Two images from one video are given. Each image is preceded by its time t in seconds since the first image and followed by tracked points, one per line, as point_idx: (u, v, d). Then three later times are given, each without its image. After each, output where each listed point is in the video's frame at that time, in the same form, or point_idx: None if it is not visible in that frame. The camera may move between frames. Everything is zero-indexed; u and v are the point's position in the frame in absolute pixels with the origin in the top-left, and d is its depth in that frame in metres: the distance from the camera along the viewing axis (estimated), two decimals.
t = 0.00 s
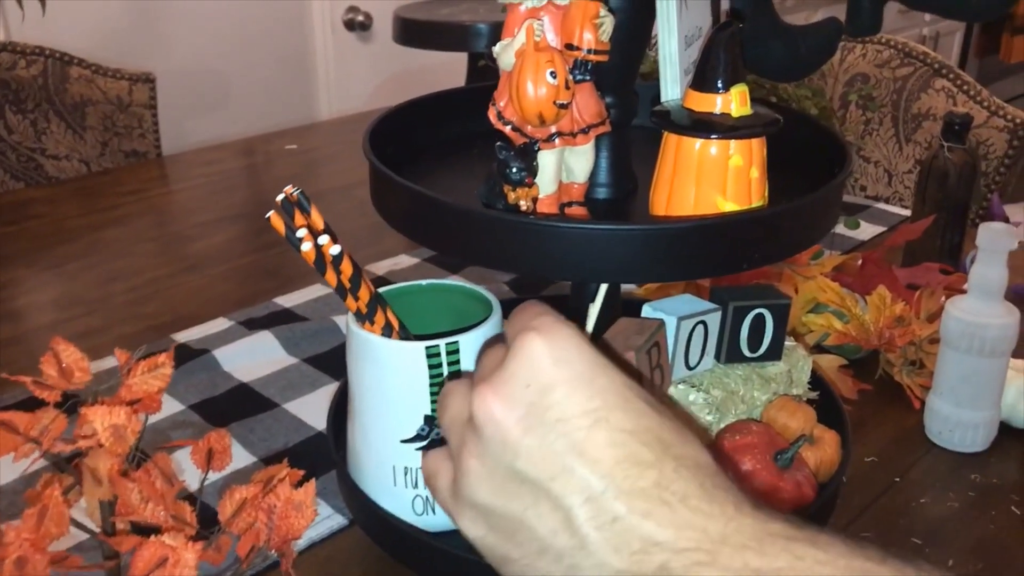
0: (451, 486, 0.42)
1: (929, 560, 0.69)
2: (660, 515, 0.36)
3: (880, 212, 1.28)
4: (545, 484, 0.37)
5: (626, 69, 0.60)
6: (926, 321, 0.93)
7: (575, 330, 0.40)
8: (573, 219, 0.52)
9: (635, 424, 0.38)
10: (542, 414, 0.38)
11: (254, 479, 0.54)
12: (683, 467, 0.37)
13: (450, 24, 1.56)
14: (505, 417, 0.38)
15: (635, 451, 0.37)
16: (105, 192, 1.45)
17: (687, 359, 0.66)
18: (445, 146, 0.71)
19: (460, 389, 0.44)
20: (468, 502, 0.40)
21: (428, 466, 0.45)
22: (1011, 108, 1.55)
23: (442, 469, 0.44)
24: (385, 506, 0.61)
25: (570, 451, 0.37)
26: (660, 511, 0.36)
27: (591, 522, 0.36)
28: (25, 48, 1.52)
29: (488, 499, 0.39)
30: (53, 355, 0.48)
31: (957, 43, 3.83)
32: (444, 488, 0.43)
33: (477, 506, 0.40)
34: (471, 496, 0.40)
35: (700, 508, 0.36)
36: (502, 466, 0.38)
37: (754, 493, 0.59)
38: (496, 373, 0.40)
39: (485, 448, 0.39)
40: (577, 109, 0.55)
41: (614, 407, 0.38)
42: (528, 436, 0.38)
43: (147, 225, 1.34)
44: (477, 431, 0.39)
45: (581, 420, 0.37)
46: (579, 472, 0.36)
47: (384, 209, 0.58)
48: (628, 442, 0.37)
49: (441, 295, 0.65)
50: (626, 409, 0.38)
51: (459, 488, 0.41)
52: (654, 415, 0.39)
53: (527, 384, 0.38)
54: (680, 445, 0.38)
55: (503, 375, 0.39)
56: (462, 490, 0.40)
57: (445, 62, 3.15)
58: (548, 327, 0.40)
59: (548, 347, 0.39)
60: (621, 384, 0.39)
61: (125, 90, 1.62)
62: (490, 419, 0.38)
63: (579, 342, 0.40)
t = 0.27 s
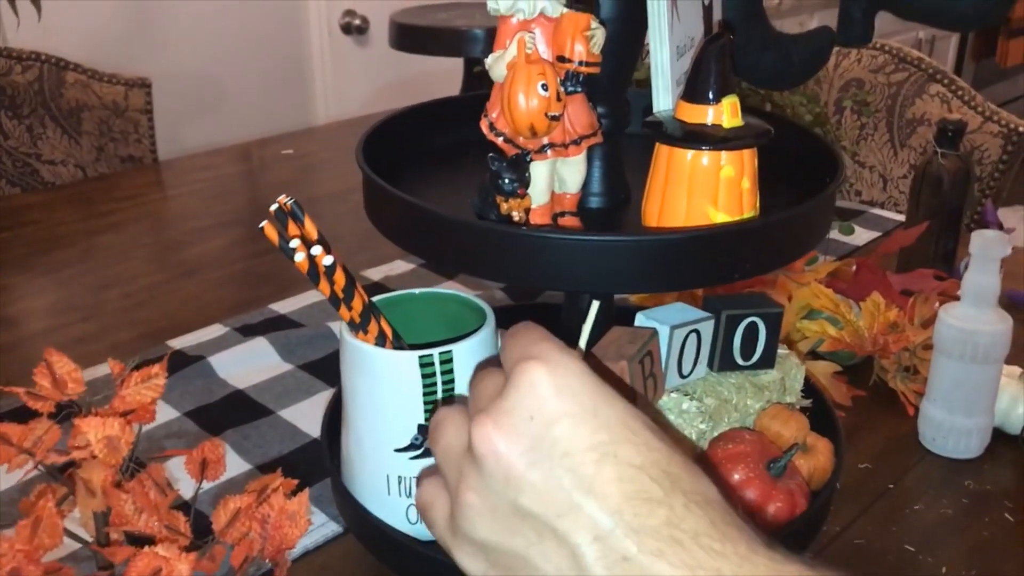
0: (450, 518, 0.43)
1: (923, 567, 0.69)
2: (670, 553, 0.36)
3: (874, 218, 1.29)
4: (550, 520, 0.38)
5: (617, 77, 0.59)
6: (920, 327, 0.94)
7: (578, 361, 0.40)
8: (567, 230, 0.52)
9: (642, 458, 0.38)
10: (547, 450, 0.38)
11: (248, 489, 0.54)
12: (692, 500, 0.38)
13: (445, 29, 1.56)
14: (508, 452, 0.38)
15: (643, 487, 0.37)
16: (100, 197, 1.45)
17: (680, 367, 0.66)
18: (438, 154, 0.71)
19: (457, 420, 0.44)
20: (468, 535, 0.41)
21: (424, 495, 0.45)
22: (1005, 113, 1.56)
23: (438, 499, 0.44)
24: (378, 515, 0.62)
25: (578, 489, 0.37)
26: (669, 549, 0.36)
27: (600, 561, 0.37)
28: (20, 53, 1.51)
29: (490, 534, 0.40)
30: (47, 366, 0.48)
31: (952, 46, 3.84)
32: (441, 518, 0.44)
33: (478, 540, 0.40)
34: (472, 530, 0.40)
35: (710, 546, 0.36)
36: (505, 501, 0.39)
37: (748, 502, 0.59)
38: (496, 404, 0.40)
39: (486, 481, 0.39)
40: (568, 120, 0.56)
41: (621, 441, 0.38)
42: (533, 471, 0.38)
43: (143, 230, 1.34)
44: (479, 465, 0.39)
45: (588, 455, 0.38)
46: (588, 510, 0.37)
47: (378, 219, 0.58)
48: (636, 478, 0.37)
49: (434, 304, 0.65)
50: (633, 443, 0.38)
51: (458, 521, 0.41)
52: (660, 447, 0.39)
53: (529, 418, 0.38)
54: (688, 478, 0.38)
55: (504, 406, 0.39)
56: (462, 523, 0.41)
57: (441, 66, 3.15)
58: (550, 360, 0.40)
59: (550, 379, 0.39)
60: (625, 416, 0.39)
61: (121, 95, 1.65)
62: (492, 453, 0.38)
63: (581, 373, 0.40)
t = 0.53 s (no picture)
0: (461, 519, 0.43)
1: (927, 570, 0.69)
2: (666, 537, 0.36)
3: (878, 222, 1.29)
4: (553, 509, 0.38)
5: (626, 84, 0.60)
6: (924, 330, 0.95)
7: (582, 365, 0.42)
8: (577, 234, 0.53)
9: (640, 449, 0.38)
10: (550, 443, 0.39)
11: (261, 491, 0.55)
12: (688, 490, 0.38)
13: (451, 34, 1.57)
14: (514, 447, 0.39)
15: (640, 475, 0.37)
16: (107, 201, 1.46)
17: (688, 371, 0.66)
18: (448, 158, 0.72)
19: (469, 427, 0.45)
20: (479, 532, 0.41)
21: (436, 500, 0.46)
22: (1008, 118, 1.57)
23: (451, 500, 0.45)
24: (389, 517, 0.62)
25: (576, 477, 0.37)
26: (665, 533, 0.36)
27: (600, 546, 0.37)
28: (28, 58, 1.52)
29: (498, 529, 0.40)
30: (64, 368, 0.48)
31: (954, 51, 3.85)
32: (452, 520, 0.44)
33: (488, 535, 0.41)
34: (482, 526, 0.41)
35: (705, 531, 0.36)
36: (511, 495, 0.39)
37: (754, 504, 0.59)
38: (504, 406, 0.41)
39: (495, 477, 0.40)
40: (579, 126, 0.56)
41: (619, 434, 0.39)
42: (536, 464, 0.38)
43: (150, 234, 1.35)
44: (486, 462, 0.40)
45: (587, 446, 0.38)
46: (586, 497, 0.37)
47: (389, 224, 0.59)
48: (632, 468, 0.37)
49: (444, 309, 0.66)
50: (631, 436, 0.39)
51: (470, 520, 0.42)
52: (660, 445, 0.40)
53: (534, 416, 0.40)
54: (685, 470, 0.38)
55: (512, 407, 0.40)
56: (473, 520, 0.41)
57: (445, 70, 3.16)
58: (555, 365, 0.41)
59: (554, 380, 0.40)
60: (626, 414, 0.40)
61: (127, 99, 1.65)
62: (499, 449, 0.39)
63: (585, 375, 0.41)
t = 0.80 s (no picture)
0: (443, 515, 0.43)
1: (929, 571, 0.69)
2: (647, 529, 0.35)
3: (881, 224, 1.29)
4: (534, 502, 0.38)
5: (628, 86, 0.61)
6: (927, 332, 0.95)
7: (565, 360, 0.41)
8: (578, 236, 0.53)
9: (621, 443, 0.38)
10: (532, 437, 0.38)
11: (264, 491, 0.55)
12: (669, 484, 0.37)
13: (454, 36, 1.57)
14: (496, 442, 0.39)
15: (621, 469, 0.37)
16: (112, 203, 1.46)
17: (690, 372, 0.67)
18: (450, 160, 0.72)
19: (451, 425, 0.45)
20: (461, 528, 0.41)
21: (421, 498, 0.46)
22: (1011, 120, 1.57)
23: (435, 498, 0.44)
24: (391, 517, 0.63)
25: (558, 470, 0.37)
26: (645, 525, 0.36)
27: (580, 538, 0.36)
28: (33, 60, 1.53)
29: (480, 524, 0.40)
30: (69, 369, 0.48)
31: (958, 53, 3.84)
32: (436, 517, 0.44)
33: (470, 531, 0.41)
34: (464, 521, 0.40)
35: (685, 523, 0.36)
36: (493, 489, 0.39)
37: (755, 505, 0.60)
38: (487, 402, 0.41)
39: (478, 472, 0.40)
40: (580, 128, 0.57)
41: (600, 428, 0.38)
42: (518, 458, 0.38)
43: (154, 235, 1.35)
44: (469, 457, 0.40)
45: (569, 440, 0.38)
46: (567, 490, 0.37)
47: (391, 226, 0.59)
48: (613, 462, 0.37)
49: (447, 310, 0.66)
50: (613, 430, 0.38)
51: (452, 515, 0.41)
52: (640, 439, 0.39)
53: (515, 411, 0.39)
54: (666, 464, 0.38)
55: (494, 402, 0.40)
56: (455, 515, 0.41)
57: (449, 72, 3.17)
58: (537, 361, 0.41)
59: (535, 376, 0.40)
60: (607, 408, 0.40)
61: (131, 101, 1.66)
62: (481, 444, 0.39)
63: (567, 370, 0.41)
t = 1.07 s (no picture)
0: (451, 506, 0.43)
1: (934, 568, 0.69)
2: (658, 519, 0.36)
3: (886, 221, 1.29)
4: (547, 492, 0.38)
5: (631, 83, 0.61)
6: (932, 329, 0.94)
7: (576, 352, 0.42)
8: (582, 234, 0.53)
9: (632, 434, 0.39)
10: (545, 426, 0.39)
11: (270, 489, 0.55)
12: (680, 476, 0.38)
13: (459, 35, 1.57)
14: (508, 430, 0.40)
15: (632, 459, 0.38)
16: (118, 202, 1.47)
17: (694, 369, 0.67)
18: (454, 159, 0.73)
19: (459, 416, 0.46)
20: (471, 517, 0.41)
21: (426, 490, 0.46)
22: (1017, 117, 1.56)
23: (442, 489, 0.45)
24: (396, 514, 0.63)
25: (571, 460, 0.38)
26: (656, 514, 0.36)
27: (592, 528, 0.37)
28: (40, 60, 1.54)
29: (490, 512, 0.40)
30: (76, 367, 0.49)
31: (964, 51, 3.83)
32: (442, 509, 0.44)
33: (479, 520, 0.41)
34: (474, 510, 0.41)
35: (697, 514, 0.36)
36: (505, 478, 0.40)
37: (761, 501, 0.60)
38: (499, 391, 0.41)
39: (491, 461, 0.40)
40: (584, 126, 0.57)
41: (612, 419, 0.39)
42: (531, 446, 0.39)
43: (160, 235, 1.36)
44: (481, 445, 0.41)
45: (583, 430, 0.38)
46: (579, 479, 0.37)
47: (395, 224, 0.60)
48: (625, 453, 0.38)
49: (451, 309, 0.67)
50: (624, 421, 0.39)
51: (461, 504, 0.42)
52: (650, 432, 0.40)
53: (528, 400, 0.40)
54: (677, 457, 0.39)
55: (507, 391, 0.41)
56: (464, 505, 0.41)
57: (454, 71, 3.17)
58: (549, 351, 0.42)
59: (548, 366, 0.41)
60: (617, 401, 0.40)
61: (137, 101, 1.65)
62: (494, 431, 0.40)
63: (579, 362, 0.42)
